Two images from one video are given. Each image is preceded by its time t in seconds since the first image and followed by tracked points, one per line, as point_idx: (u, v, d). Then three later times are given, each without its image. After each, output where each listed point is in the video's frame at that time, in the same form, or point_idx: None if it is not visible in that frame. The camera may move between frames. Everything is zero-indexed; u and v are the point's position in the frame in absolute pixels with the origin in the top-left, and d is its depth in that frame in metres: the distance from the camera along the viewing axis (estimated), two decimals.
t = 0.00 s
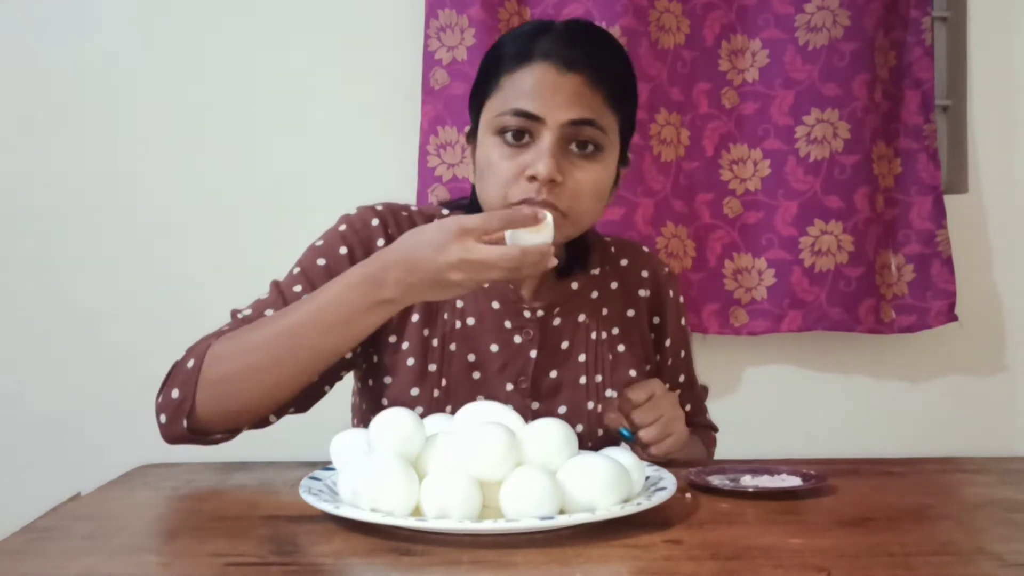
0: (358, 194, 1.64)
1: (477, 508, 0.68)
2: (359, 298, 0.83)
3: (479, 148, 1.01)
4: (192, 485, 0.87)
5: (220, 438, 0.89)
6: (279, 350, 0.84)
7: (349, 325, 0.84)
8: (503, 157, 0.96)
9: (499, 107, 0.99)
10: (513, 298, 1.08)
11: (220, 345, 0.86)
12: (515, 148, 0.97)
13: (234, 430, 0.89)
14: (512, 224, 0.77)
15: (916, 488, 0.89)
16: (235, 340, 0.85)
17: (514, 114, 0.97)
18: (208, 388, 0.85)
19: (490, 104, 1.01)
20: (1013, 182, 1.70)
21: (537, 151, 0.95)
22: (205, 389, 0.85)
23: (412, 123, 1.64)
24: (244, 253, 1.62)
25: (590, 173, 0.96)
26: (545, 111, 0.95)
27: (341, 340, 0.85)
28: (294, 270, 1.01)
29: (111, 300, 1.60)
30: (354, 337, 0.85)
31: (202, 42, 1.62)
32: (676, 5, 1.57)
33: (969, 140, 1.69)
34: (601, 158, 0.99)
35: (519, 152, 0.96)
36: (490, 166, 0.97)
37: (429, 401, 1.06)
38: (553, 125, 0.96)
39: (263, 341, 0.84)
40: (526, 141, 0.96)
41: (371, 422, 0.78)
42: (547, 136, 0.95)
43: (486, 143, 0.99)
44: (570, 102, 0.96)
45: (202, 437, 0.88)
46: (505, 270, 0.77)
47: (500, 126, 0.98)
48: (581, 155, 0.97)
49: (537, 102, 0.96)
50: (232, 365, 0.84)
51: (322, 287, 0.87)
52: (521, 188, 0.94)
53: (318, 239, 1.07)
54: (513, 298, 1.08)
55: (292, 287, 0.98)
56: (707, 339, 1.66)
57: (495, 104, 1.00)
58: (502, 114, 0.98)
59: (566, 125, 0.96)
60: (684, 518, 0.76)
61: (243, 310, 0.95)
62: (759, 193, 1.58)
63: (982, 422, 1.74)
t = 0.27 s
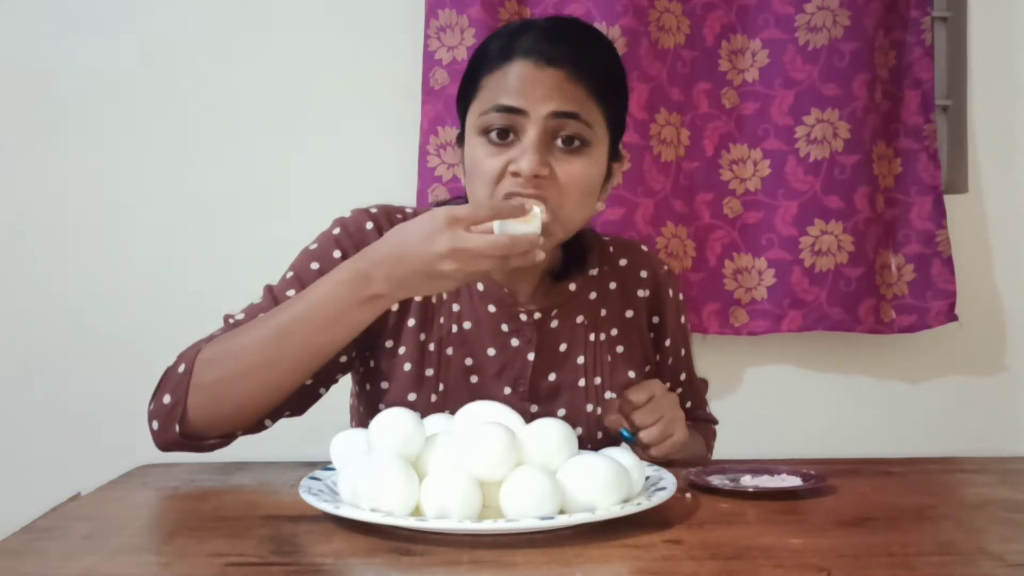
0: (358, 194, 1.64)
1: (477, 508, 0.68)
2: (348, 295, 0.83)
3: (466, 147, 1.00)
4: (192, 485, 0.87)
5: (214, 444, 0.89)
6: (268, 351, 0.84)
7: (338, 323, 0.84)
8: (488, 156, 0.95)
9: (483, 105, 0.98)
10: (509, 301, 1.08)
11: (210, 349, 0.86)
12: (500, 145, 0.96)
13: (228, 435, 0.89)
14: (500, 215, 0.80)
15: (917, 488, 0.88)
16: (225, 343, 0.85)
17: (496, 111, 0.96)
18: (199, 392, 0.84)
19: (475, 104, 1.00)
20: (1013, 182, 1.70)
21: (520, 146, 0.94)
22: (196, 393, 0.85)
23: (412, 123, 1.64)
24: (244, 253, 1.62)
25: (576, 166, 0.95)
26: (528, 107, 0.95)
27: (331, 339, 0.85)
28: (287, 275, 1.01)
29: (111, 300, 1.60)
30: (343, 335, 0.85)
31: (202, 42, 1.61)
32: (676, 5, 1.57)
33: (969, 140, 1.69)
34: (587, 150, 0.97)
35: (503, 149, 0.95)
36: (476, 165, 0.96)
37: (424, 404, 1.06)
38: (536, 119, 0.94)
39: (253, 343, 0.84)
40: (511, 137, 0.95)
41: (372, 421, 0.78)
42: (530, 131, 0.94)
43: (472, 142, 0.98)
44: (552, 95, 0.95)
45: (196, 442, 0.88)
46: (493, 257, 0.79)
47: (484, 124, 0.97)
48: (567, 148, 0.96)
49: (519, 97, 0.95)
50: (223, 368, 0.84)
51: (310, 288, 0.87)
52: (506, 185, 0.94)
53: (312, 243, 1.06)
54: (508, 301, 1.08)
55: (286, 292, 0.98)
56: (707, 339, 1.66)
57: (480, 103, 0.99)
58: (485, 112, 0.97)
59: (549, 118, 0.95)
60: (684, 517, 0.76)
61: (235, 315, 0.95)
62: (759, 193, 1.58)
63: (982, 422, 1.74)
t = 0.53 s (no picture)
0: (358, 194, 1.64)
1: (477, 508, 0.68)
2: (350, 285, 0.83)
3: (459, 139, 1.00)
4: (192, 486, 0.87)
5: (214, 439, 0.88)
6: (268, 342, 0.83)
7: (339, 314, 0.84)
8: (480, 145, 0.95)
9: (477, 97, 0.97)
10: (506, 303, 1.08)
11: (209, 343, 0.86)
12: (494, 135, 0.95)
13: (229, 431, 0.88)
14: (501, 202, 0.83)
15: (917, 488, 0.88)
16: (225, 337, 0.85)
17: (489, 101, 0.95)
18: (198, 386, 0.84)
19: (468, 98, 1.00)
20: (1013, 182, 1.70)
21: (512, 134, 0.93)
22: (195, 388, 0.84)
23: (412, 123, 1.64)
24: (243, 253, 1.62)
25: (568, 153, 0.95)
26: (521, 95, 0.95)
27: (331, 330, 0.85)
28: (286, 271, 1.01)
29: (111, 300, 1.60)
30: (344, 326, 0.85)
31: (202, 42, 1.62)
32: (676, 5, 1.57)
33: (969, 140, 1.69)
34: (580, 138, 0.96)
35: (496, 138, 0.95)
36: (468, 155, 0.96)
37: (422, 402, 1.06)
38: (528, 108, 0.94)
39: (252, 335, 0.84)
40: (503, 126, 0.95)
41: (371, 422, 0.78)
42: (522, 119, 0.94)
43: (465, 134, 0.98)
44: (544, 85, 0.95)
45: (196, 439, 0.87)
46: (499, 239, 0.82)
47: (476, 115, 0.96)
48: (559, 136, 0.95)
49: (510, 87, 0.95)
50: (222, 360, 0.84)
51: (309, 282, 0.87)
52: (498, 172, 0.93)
53: (310, 241, 1.06)
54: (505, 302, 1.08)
55: (284, 290, 0.98)
56: (707, 339, 1.66)
57: (473, 96, 0.99)
58: (478, 103, 0.97)
59: (541, 107, 0.95)
60: (684, 518, 0.76)
61: (232, 313, 0.95)
62: (759, 193, 1.58)
63: (982, 422, 1.74)
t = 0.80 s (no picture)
0: (358, 194, 1.64)
1: (477, 508, 0.68)
2: (349, 275, 0.83)
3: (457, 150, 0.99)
4: (192, 485, 0.87)
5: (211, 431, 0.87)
6: (265, 334, 0.83)
7: (337, 306, 0.84)
8: (479, 158, 0.94)
9: (472, 111, 0.97)
10: (508, 304, 1.08)
11: (208, 335, 0.86)
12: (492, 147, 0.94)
13: (225, 424, 0.88)
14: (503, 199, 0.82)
15: (917, 488, 0.88)
16: (223, 329, 0.86)
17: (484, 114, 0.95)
18: (194, 377, 0.84)
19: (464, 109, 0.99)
20: (1013, 182, 1.70)
21: (511, 146, 0.93)
22: (192, 379, 0.84)
23: (412, 124, 1.64)
24: (244, 254, 1.62)
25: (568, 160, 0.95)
26: (516, 104, 0.94)
27: (329, 323, 0.84)
28: (289, 267, 1.00)
29: (111, 300, 1.60)
30: (343, 319, 0.85)
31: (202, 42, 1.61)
32: (676, 5, 1.57)
33: (969, 140, 1.69)
34: (578, 142, 0.96)
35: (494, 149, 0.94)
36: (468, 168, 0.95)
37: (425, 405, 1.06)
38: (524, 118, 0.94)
39: (249, 327, 0.84)
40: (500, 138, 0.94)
41: (371, 422, 0.78)
42: (519, 130, 0.93)
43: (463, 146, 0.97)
44: (539, 94, 0.94)
45: (192, 430, 0.87)
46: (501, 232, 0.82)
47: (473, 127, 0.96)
48: (558, 143, 0.95)
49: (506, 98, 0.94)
50: (218, 352, 0.84)
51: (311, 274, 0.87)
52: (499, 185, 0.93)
53: (313, 237, 1.06)
54: (507, 304, 1.08)
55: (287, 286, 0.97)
56: (707, 339, 1.66)
57: (468, 107, 0.98)
58: (475, 115, 0.96)
59: (538, 116, 0.94)
60: (684, 517, 0.76)
61: (234, 308, 0.94)
62: (759, 193, 1.58)
63: (982, 422, 1.74)
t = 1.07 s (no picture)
0: (358, 194, 1.64)
1: (477, 508, 0.68)
2: (348, 284, 0.83)
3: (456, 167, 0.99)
4: (192, 485, 0.87)
5: (210, 436, 0.88)
6: (264, 342, 0.83)
7: (337, 313, 0.84)
8: (479, 178, 0.95)
9: (467, 129, 0.97)
10: (510, 305, 1.08)
11: (208, 340, 0.86)
12: (489, 164, 0.94)
13: (225, 428, 0.88)
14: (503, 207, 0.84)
15: (917, 488, 0.88)
16: (222, 335, 0.86)
17: (481, 132, 0.94)
18: (194, 382, 0.84)
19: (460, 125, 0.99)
20: (1013, 182, 1.70)
21: (510, 163, 0.93)
22: (191, 384, 0.84)
23: (412, 123, 1.64)
24: (244, 254, 1.62)
25: (569, 172, 0.95)
26: (510, 119, 0.94)
27: (329, 330, 0.84)
28: (290, 269, 1.01)
29: (111, 300, 1.60)
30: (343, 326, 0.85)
31: (202, 42, 1.61)
32: (676, 5, 1.57)
33: (969, 140, 1.69)
34: (577, 153, 0.97)
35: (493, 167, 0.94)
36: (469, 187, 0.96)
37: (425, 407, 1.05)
38: (521, 135, 0.94)
39: (248, 333, 0.84)
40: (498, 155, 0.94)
41: (372, 422, 0.78)
42: (517, 146, 0.93)
43: (462, 164, 0.97)
44: (535, 109, 0.94)
45: (191, 435, 0.87)
46: (504, 238, 0.82)
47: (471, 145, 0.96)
48: (556, 156, 0.95)
49: (501, 116, 0.94)
50: (217, 358, 0.84)
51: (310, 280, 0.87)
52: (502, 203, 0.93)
53: (314, 238, 1.06)
54: (509, 305, 1.08)
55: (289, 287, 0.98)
56: (707, 339, 1.66)
57: (464, 124, 0.98)
58: (471, 133, 0.96)
59: (534, 132, 0.94)
60: (684, 517, 0.76)
61: (236, 310, 0.95)
62: (759, 193, 1.58)
63: (982, 422, 1.74)
